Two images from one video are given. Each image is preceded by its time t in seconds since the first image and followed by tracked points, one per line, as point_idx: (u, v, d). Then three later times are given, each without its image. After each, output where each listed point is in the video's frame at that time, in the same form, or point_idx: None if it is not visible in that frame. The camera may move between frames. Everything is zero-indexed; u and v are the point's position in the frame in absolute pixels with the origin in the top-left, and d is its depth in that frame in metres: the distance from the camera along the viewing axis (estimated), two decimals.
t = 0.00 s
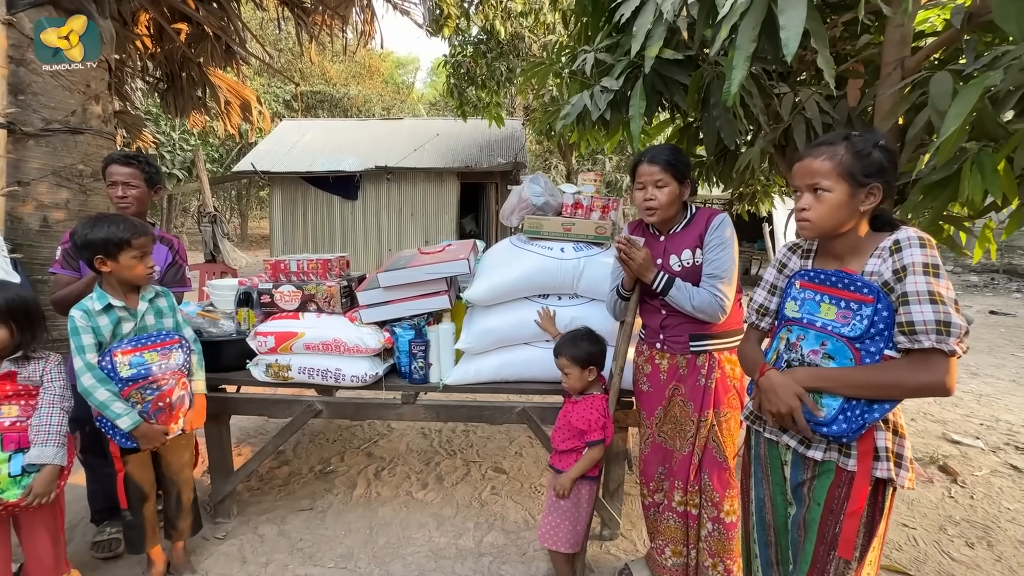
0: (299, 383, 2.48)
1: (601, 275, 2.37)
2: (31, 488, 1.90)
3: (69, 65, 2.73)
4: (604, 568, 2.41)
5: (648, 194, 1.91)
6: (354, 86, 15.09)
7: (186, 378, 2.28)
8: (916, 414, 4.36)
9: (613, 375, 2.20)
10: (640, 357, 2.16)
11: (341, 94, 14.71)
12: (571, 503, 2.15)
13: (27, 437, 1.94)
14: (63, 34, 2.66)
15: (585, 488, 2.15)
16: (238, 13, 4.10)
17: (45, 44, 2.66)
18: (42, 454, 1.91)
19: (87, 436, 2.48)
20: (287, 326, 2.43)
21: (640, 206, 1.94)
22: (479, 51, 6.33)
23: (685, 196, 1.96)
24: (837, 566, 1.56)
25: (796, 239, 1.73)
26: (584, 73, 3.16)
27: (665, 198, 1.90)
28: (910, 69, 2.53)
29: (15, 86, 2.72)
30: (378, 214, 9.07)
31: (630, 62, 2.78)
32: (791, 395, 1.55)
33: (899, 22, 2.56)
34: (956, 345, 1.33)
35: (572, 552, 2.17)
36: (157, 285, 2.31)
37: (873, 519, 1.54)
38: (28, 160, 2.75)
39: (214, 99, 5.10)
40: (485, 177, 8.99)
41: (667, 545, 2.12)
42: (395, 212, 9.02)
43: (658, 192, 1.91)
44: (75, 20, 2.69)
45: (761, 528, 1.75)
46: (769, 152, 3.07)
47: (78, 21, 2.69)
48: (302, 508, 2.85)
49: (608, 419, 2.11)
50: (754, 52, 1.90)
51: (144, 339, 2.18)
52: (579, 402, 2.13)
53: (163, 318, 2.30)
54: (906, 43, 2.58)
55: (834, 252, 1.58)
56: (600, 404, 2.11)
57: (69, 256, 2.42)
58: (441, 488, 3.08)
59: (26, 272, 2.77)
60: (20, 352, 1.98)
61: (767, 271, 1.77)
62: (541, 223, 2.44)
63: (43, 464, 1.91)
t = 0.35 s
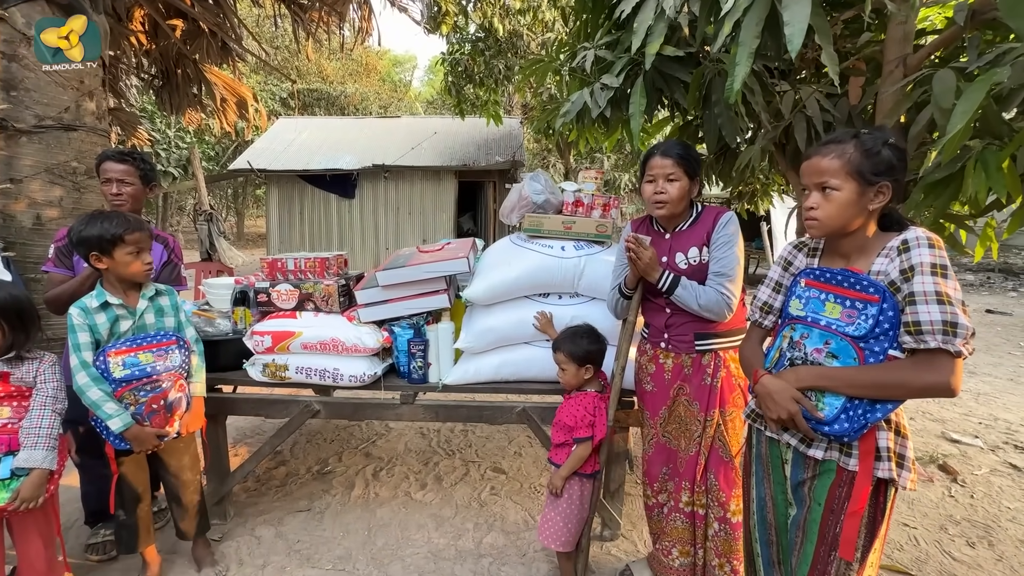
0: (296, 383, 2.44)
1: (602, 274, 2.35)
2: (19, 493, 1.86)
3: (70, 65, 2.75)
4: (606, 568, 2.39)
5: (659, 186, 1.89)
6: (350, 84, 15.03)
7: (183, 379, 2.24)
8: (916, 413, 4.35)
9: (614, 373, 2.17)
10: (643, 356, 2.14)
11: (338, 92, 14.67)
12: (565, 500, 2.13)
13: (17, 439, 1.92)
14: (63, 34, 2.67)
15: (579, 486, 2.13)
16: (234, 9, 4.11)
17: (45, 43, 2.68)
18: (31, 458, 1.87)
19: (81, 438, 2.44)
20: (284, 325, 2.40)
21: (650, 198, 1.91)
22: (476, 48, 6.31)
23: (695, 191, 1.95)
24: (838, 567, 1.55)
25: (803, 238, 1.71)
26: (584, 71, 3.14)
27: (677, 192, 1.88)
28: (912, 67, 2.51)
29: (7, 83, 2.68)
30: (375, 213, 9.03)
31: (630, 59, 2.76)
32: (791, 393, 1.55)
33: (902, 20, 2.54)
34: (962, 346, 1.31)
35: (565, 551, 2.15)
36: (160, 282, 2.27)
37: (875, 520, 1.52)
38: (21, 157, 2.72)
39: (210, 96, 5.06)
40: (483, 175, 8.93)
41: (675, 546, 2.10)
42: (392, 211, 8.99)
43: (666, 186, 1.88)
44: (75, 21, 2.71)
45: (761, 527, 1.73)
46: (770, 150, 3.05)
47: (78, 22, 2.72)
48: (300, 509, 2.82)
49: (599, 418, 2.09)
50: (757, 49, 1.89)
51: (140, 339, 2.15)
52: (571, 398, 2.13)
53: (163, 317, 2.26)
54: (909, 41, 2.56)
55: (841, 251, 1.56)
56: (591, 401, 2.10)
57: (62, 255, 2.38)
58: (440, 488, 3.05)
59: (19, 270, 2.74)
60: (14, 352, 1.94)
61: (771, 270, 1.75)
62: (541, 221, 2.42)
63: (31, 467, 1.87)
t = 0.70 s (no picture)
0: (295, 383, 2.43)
1: (601, 273, 2.34)
2: (6, 497, 1.83)
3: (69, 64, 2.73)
4: (605, 568, 2.38)
5: (651, 183, 1.88)
6: (349, 83, 15.00)
7: (185, 380, 2.22)
8: (914, 411, 4.35)
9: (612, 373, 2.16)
10: (641, 355, 2.13)
11: (336, 90, 14.64)
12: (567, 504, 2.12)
13: (8, 442, 1.89)
14: (63, 34, 2.64)
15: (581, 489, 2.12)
16: (231, 7, 4.08)
17: (45, 43, 2.65)
18: (21, 462, 1.85)
19: (78, 438, 2.43)
20: (282, 324, 2.38)
21: (644, 195, 1.91)
22: (475, 47, 6.28)
23: (688, 189, 1.94)
24: (843, 566, 1.54)
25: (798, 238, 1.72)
26: (583, 69, 3.13)
27: (669, 188, 1.87)
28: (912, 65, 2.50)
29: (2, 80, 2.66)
30: (373, 212, 9.01)
31: (630, 58, 2.75)
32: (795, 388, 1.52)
33: (902, 17, 2.54)
34: (968, 344, 1.30)
35: (568, 553, 2.14)
36: (169, 280, 2.26)
37: (879, 519, 1.51)
38: (17, 155, 2.69)
39: (208, 94, 5.03)
40: (481, 174, 8.93)
41: (672, 547, 2.10)
42: (391, 210, 8.97)
43: (662, 182, 1.88)
44: (75, 20, 2.66)
45: (764, 528, 1.72)
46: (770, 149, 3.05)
47: (78, 21, 2.67)
48: (298, 509, 2.81)
49: (598, 422, 2.07)
50: (758, 46, 1.88)
51: (142, 338, 2.15)
52: (570, 402, 2.11)
53: (170, 316, 2.26)
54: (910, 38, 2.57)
55: (841, 248, 1.56)
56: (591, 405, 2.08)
57: (58, 254, 2.37)
58: (438, 488, 3.04)
59: (14, 270, 2.72)
60: (8, 353, 1.92)
61: (765, 269, 1.74)
62: (541, 220, 2.39)
63: (20, 471, 1.85)
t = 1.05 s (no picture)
0: (293, 383, 2.42)
1: (601, 273, 2.34)
2: (7, 498, 1.82)
3: (69, 64, 2.74)
4: (604, 568, 2.38)
5: (650, 182, 1.88)
6: (348, 82, 14.99)
7: (188, 380, 2.21)
8: (913, 411, 4.35)
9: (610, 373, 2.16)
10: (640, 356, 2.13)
11: (336, 90, 14.63)
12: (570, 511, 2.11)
13: (7, 442, 1.89)
14: (63, 34, 2.65)
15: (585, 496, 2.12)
16: (230, 6, 4.06)
17: (45, 43, 2.65)
18: (21, 462, 1.85)
19: (77, 439, 2.43)
20: (281, 324, 2.37)
21: (642, 195, 1.91)
22: (475, 46, 6.27)
23: (686, 189, 1.94)
24: (836, 567, 1.54)
25: (795, 240, 1.74)
26: (582, 68, 3.12)
27: (669, 187, 1.87)
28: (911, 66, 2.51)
29: None
30: (373, 212, 9.00)
31: (629, 57, 2.75)
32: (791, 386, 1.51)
33: (901, 17, 2.54)
34: (964, 344, 1.31)
35: (570, 557, 2.13)
36: (173, 280, 2.25)
37: (873, 520, 1.51)
38: (15, 155, 2.69)
39: (206, 94, 5.02)
40: (481, 174, 8.94)
41: (672, 547, 2.10)
42: (390, 209, 8.96)
43: (660, 181, 1.87)
44: (75, 21, 2.67)
45: (759, 528, 1.72)
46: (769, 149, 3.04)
47: (78, 22, 2.68)
48: (296, 509, 2.81)
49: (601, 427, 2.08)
50: (757, 46, 1.88)
51: (146, 338, 2.16)
52: (573, 408, 2.09)
53: (175, 316, 2.26)
54: (909, 38, 2.57)
55: (836, 249, 1.55)
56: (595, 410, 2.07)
57: (55, 254, 2.36)
58: (437, 488, 3.04)
59: (12, 270, 2.71)
60: (7, 353, 1.92)
61: (769, 269, 1.80)
62: (540, 219, 2.39)
63: (19, 471, 1.84)
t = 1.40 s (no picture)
0: (293, 382, 2.43)
1: (601, 272, 2.33)
2: (11, 494, 1.84)
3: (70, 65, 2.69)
4: (604, 568, 2.38)
5: (654, 182, 1.88)
6: (350, 82, 15.03)
7: (196, 378, 2.24)
8: (916, 411, 4.33)
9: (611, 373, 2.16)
10: (641, 356, 2.13)
11: (338, 89, 14.66)
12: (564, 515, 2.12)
13: (8, 440, 1.91)
14: (63, 34, 2.60)
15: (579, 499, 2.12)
16: (233, 6, 4.06)
17: (44, 43, 2.60)
18: (21, 458, 1.86)
19: (79, 437, 2.44)
20: (281, 323, 2.38)
21: (645, 195, 1.90)
22: (476, 45, 6.28)
23: (690, 189, 1.94)
24: (838, 567, 1.53)
25: (791, 239, 1.75)
26: (583, 67, 3.12)
27: (672, 188, 1.87)
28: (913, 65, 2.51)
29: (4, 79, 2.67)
30: (375, 212, 9.02)
31: (630, 56, 2.75)
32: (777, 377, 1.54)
33: (903, 16, 2.56)
34: (948, 340, 1.32)
35: (570, 561, 2.15)
36: (181, 280, 2.27)
37: (874, 518, 1.50)
38: (18, 155, 2.70)
39: (209, 94, 5.04)
40: (482, 173, 8.95)
41: (673, 547, 2.10)
42: (392, 209, 8.97)
43: (663, 181, 1.87)
44: (76, 20, 2.62)
45: (760, 527, 1.72)
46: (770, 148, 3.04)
47: (78, 22, 2.62)
48: (297, 507, 2.81)
49: (595, 432, 2.06)
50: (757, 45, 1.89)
51: (155, 337, 2.18)
52: (567, 410, 2.08)
53: (183, 315, 2.27)
54: (911, 37, 2.58)
55: (832, 246, 1.55)
56: (589, 413, 2.06)
57: (58, 253, 2.38)
58: (438, 487, 3.04)
59: (16, 268, 2.72)
60: (7, 351, 1.93)
61: (766, 269, 1.80)
62: (540, 218, 2.39)
63: (21, 467, 1.86)
